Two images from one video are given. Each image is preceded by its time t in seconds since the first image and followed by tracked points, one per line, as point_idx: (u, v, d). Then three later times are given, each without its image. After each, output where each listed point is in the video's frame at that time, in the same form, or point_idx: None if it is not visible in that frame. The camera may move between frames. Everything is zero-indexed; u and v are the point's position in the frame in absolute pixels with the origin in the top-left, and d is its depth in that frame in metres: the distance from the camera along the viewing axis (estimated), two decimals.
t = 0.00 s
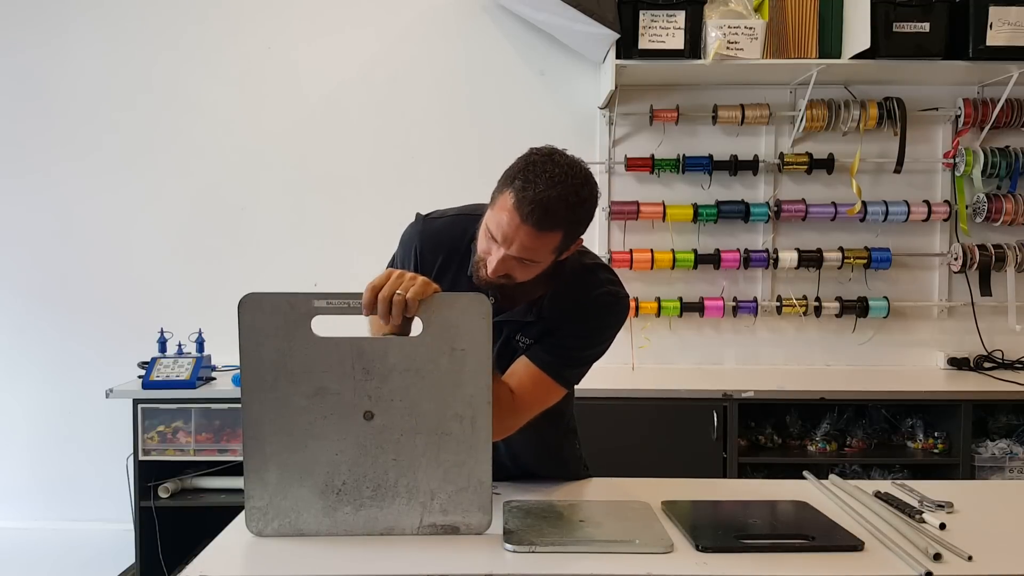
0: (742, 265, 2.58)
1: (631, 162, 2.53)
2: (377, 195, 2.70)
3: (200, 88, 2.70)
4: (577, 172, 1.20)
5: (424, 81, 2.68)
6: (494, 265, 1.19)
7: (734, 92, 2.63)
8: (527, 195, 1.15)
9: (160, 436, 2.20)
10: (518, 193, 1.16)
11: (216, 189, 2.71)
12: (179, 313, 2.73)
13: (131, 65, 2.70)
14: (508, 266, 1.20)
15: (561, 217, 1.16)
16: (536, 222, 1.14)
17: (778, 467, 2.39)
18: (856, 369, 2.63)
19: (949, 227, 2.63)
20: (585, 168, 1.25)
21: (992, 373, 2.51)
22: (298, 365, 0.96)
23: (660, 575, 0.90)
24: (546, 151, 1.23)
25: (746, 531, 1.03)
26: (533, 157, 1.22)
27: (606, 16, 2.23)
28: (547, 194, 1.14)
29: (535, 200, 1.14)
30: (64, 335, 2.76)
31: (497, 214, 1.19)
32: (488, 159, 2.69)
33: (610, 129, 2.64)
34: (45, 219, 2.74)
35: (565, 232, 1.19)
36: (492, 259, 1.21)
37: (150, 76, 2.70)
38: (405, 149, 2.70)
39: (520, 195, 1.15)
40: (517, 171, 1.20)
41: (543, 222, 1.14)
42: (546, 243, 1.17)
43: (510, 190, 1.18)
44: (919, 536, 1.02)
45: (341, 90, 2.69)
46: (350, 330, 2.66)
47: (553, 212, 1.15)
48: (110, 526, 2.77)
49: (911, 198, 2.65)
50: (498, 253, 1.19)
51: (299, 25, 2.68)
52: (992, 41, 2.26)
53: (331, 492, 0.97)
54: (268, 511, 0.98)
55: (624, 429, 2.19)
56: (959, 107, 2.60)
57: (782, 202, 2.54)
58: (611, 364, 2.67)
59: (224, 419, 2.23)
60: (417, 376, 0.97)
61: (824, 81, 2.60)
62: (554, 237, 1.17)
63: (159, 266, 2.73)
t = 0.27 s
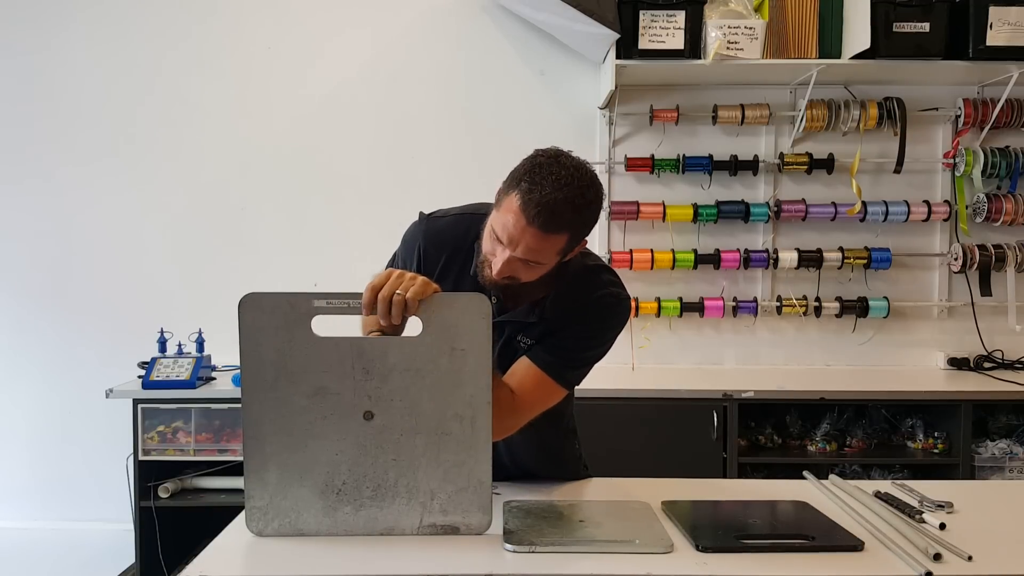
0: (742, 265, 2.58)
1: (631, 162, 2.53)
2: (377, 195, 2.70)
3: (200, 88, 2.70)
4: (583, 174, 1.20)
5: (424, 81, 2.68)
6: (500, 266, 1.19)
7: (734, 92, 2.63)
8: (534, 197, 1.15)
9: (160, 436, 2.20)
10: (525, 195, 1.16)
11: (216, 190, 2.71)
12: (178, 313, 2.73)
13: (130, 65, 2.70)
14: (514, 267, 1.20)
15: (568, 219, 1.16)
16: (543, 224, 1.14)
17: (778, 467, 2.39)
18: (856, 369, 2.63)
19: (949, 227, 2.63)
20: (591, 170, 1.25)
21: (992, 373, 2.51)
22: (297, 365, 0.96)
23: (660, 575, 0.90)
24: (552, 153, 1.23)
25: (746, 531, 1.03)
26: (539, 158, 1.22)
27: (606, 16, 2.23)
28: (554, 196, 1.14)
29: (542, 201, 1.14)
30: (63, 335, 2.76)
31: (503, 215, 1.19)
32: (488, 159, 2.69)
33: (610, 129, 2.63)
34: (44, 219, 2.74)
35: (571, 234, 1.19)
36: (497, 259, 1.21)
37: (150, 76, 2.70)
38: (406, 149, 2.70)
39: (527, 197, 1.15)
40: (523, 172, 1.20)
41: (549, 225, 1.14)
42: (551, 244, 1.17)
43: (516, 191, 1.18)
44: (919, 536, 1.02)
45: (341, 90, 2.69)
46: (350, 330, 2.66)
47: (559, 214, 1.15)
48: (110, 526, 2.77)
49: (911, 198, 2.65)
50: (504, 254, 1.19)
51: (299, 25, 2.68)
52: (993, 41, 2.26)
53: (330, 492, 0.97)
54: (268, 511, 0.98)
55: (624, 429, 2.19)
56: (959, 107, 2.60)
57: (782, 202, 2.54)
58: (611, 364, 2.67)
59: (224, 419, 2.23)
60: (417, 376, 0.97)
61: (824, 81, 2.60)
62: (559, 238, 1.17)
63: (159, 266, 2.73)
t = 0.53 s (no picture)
0: (742, 265, 2.58)
1: (631, 162, 2.53)
2: (377, 195, 2.70)
3: (200, 88, 2.70)
4: (582, 175, 1.20)
5: (424, 81, 2.68)
6: (500, 266, 1.20)
7: (734, 92, 2.63)
8: (533, 198, 1.15)
9: (160, 436, 2.20)
10: (524, 196, 1.16)
11: (216, 189, 2.71)
12: (178, 313, 2.73)
13: (130, 65, 2.70)
14: (514, 267, 1.20)
15: (567, 220, 1.16)
16: (542, 225, 1.14)
17: (778, 467, 2.39)
18: (856, 369, 2.63)
19: (949, 227, 2.63)
20: (590, 170, 1.25)
21: (992, 373, 2.51)
22: (297, 365, 0.96)
23: (660, 575, 0.90)
24: (551, 154, 1.23)
25: (746, 531, 1.03)
26: (538, 159, 1.22)
27: (606, 16, 2.23)
28: (553, 197, 1.15)
29: (541, 203, 1.14)
30: (63, 336, 2.76)
31: (502, 216, 1.19)
32: (488, 159, 2.69)
33: (610, 129, 2.63)
34: (44, 219, 2.74)
35: (570, 235, 1.19)
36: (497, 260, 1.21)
37: (150, 76, 2.70)
38: (406, 149, 2.70)
39: (526, 198, 1.15)
40: (522, 173, 1.20)
41: (549, 226, 1.14)
42: (551, 245, 1.17)
43: (515, 192, 1.18)
44: (919, 536, 1.02)
45: (341, 90, 2.69)
46: (350, 330, 2.66)
47: (559, 216, 1.15)
48: (110, 526, 2.77)
49: (910, 198, 2.65)
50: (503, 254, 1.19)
51: (298, 25, 2.68)
52: (993, 41, 2.26)
53: (331, 492, 0.97)
54: (268, 511, 0.98)
55: (624, 429, 2.19)
56: (959, 107, 2.60)
57: (782, 202, 2.54)
58: (611, 364, 2.67)
59: (224, 419, 2.23)
60: (417, 376, 0.97)
61: (824, 81, 2.60)
62: (559, 239, 1.17)
63: (159, 266, 2.73)
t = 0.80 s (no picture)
0: (742, 265, 2.58)
1: (631, 162, 2.54)
2: (377, 195, 2.70)
3: (200, 88, 2.70)
4: (580, 175, 1.20)
5: (424, 81, 2.68)
6: (499, 267, 1.19)
7: (734, 92, 2.63)
8: (531, 198, 1.14)
9: (160, 436, 2.20)
10: (523, 197, 1.15)
11: (217, 189, 2.71)
12: (178, 313, 2.73)
13: (130, 65, 2.70)
14: (513, 268, 1.20)
15: (565, 221, 1.16)
16: (541, 226, 1.14)
17: (778, 467, 2.39)
18: (856, 369, 2.63)
19: (949, 227, 2.63)
20: (588, 170, 1.25)
21: (992, 373, 2.51)
22: (297, 365, 0.96)
23: (660, 575, 0.90)
24: (549, 154, 1.23)
25: (746, 531, 1.03)
26: (536, 159, 1.22)
27: (606, 16, 2.23)
28: (551, 197, 1.14)
29: (539, 203, 1.14)
30: (63, 336, 2.76)
31: (500, 216, 1.19)
32: (488, 159, 2.69)
33: (610, 129, 2.63)
34: (44, 219, 2.74)
35: (569, 235, 1.19)
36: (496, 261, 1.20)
37: (150, 76, 2.70)
38: (406, 149, 2.70)
39: (524, 199, 1.15)
40: (520, 174, 1.20)
41: (547, 226, 1.14)
42: (550, 245, 1.17)
43: (513, 193, 1.18)
44: (919, 536, 1.02)
45: (341, 90, 2.69)
46: (350, 330, 2.66)
47: (557, 216, 1.15)
48: (110, 526, 2.77)
49: (910, 198, 2.65)
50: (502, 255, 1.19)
51: (298, 25, 2.68)
52: (992, 41, 2.26)
53: (331, 492, 0.97)
54: (268, 511, 0.98)
55: (624, 429, 2.19)
56: (959, 107, 2.60)
57: (782, 202, 2.54)
58: (611, 364, 2.67)
59: (224, 419, 2.23)
60: (417, 376, 0.97)
61: (824, 81, 2.60)
62: (557, 239, 1.17)
63: (159, 266, 2.73)
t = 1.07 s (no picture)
0: (742, 265, 2.58)
1: (631, 162, 2.54)
2: (377, 195, 2.70)
3: (200, 88, 2.70)
4: (580, 174, 1.20)
5: (424, 81, 2.68)
6: (499, 265, 1.20)
7: (734, 92, 2.63)
8: (531, 197, 1.15)
9: (160, 436, 2.20)
10: (523, 195, 1.16)
11: (217, 189, 2.71)
12: (179, 312, 2.73)
13: (130, 65, 2.70)
14: (513, 266, 1.20)
15: (565, 219, 1.16)
16: (541, 224, 1.14)
17: (778, 467, 2.39)
18: (856, 369, 2.63)
19: (949, 227, 2.63)
20: (588, 169, 1.25)
21: (992, 373, 2.51)
22: (298, 364, 0.96)
23: (660, 575, 0.90)
24: (550, 152, 1.23)
25: (746, 531, 1.03)
26: (536, 158, 1.22)
27: (606, 16, 2.23)
28: (551, 196, 1.15)
29: (539, 202, 1.14)
30: (63, 336, 2.75)
31: (501, 214, 1.19)
32: (488, 159, 2.69)
33: (610, 129, 2.63)
34: (45, 219, 2.74)
35: (569, 234, 1.19)
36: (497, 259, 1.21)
37: (150, 75, 2.70)
38: (406, 149, 2.70)
39: (525, 197, 1.15)
40: (520, 172, 1.20)
41: (547, 224, 1.14)
42: (550, 243, 1.17)
43: (514, 191, 1.18)
44: (919, 536, 1.02)
45: (341, 90, 2.69)
46: (350, 330, 2.66)
47: (557, 214, 1.15)
48: (110, 526, 2.76)
49: (910, 198, 2.64)
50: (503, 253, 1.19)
51: (298, 25, 2.68)
52: (992, 41, 2.26)
53: (331, 492, 0.97)
54: (268, 511, 0.98)
55: (624, 429, 2.19)
56: (959, 107, 2.60)
57: (782, 202, 2.54)
58: (611, 364, 2.67)
59: (224, 419, 2.23)
60: (417, 376, 0.97)
61: (824, 81, 2.60)
62: (557, 238, 1.17)
63: (159, 266, 2.73)
